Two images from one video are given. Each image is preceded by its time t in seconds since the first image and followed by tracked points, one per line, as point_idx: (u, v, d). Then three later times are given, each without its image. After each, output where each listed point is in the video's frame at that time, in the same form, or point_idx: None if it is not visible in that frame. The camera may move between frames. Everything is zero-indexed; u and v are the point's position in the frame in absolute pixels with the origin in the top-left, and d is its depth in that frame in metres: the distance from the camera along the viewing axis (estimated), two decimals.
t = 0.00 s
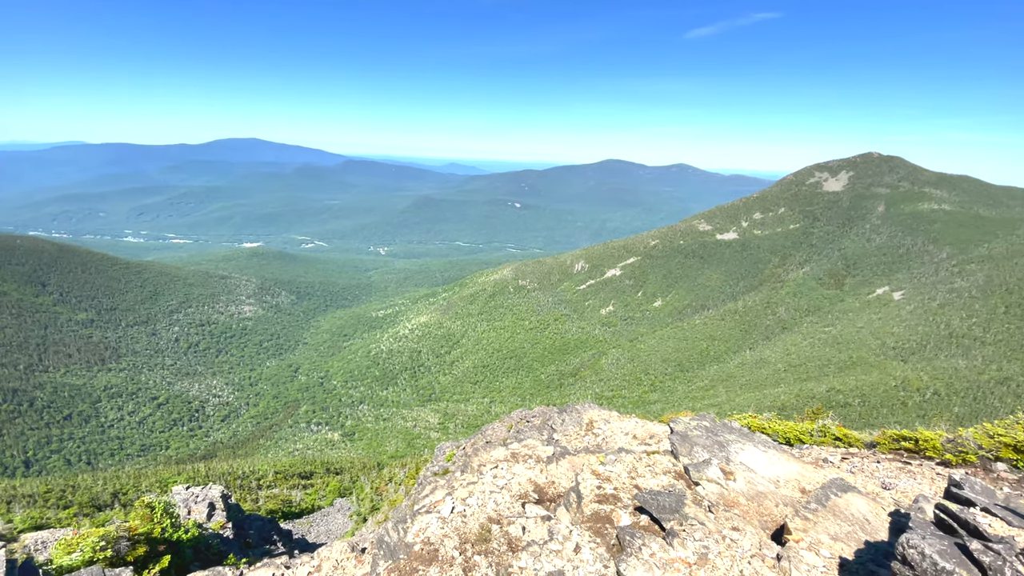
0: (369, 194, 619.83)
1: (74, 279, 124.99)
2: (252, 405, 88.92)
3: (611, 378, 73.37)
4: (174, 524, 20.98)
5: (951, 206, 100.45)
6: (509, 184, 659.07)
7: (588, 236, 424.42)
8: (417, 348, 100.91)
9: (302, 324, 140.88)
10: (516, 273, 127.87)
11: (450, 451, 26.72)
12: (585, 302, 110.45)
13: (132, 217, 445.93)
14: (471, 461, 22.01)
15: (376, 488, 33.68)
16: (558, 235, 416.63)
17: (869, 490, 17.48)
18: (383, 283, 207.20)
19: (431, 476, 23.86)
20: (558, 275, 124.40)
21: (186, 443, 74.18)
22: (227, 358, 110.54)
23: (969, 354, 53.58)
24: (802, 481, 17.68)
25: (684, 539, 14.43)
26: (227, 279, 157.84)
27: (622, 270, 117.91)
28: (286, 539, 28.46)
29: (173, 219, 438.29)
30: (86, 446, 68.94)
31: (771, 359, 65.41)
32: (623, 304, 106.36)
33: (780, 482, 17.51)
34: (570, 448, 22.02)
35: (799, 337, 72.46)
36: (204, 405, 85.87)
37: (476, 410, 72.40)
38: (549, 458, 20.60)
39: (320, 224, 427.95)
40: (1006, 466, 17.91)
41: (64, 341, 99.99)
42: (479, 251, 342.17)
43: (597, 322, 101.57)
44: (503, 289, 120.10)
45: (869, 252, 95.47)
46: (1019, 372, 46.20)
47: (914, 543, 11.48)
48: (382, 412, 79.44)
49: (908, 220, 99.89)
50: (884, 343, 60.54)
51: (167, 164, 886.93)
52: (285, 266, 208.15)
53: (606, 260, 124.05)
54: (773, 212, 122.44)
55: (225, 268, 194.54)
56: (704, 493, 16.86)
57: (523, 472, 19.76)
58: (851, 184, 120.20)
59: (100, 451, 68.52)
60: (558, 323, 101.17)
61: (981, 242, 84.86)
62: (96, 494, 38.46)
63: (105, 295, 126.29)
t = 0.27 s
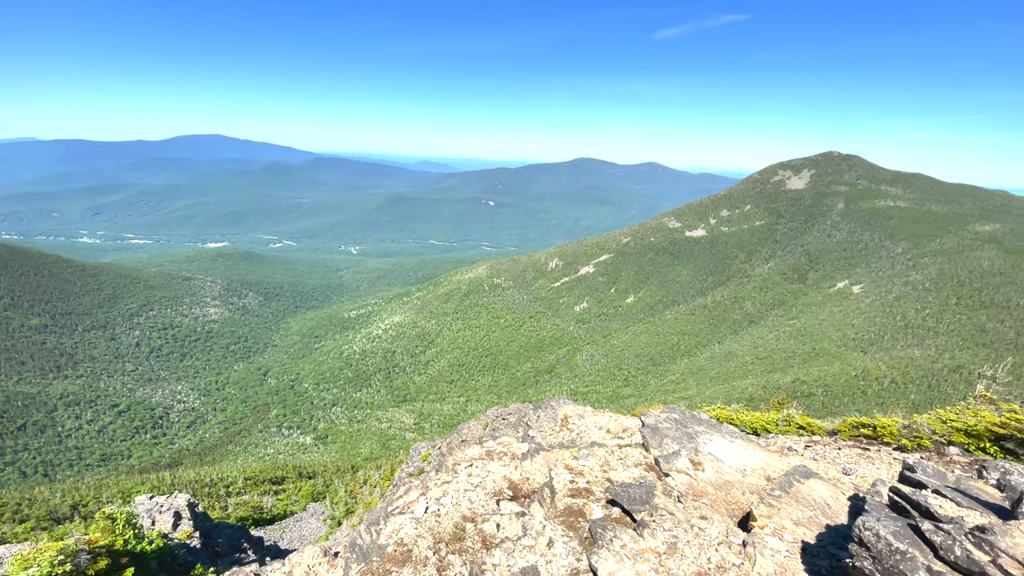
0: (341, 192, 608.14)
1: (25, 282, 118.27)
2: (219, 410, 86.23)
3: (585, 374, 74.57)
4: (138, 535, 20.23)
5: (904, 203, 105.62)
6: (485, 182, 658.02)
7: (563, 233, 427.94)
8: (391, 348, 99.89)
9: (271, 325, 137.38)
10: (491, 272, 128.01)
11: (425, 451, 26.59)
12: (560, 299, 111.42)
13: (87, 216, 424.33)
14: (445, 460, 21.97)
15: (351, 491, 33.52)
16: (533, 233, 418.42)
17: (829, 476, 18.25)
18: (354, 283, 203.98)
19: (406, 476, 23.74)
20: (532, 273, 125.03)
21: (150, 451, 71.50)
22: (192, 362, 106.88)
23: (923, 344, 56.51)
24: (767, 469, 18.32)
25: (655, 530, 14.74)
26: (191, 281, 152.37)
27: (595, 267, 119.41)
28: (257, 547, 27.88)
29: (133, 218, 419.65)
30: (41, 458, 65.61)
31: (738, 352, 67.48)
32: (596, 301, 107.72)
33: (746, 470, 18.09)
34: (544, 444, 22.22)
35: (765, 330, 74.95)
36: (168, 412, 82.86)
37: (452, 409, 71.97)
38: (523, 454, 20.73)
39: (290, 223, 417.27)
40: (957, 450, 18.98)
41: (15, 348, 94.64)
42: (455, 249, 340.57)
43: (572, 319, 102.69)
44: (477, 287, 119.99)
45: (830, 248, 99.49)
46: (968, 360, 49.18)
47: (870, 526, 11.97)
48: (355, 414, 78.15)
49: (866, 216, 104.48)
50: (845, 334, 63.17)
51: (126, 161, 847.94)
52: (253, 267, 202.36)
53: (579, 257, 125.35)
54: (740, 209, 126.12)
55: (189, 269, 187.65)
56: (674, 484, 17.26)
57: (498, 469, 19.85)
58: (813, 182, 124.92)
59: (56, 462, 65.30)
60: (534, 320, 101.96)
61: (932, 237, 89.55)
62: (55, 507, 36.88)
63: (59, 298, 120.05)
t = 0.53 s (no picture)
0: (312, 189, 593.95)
1: None
2: (185, 416, 83.22)
3: (561, 370, 75.56)
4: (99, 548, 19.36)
5: (862, 200, 110.56)
6: (460, 179, 654.61)
7: (539, 231, 430.30)
8: (365, 348, 98.50)
9: (239, 327, 133.31)
10: (466, 270, 127.79)
11: (400, 452, 26.37)
12: (535, 297, 112.09)
13: (37, 215, 400.54)
14: (420, 460, 21.86)
15: (324, 495, 32.99)
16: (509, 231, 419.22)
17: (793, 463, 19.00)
18: (326, 283, 199.90)
19: (381, 477, 23.52)
20: (507, 271, 125.39)
21: (111, 460, 68.42)
22: (155, 367, 102.74)
23: (880, 335, 59.31)
24: (735, 458, 18.90)
25: (627, 521, 15.05)
26: (152, 282, 146.19)
27: (569, 264, 120.62)
28: (226, 554, 27.12)
29: (88, 217, 398.39)
30: None
31: (708, 346, 69.45)
32: (571, 298, 108.87)
33: (715, 461, 18.63)
34: (520, 441, 22.34)
35: (733, 324, 77.27)
36: (130, 419, 79.52)
37: (428, 409, 71.47)
38: (498, 452, 20.82)
39: (258, 222, 404.86)
40: (912, 435, 20.01)
41: None
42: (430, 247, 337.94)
43: (547, 316, 103.43)
44: (453, 285, 119.60)
45: (794, 244, 103.29)
46: (921, 349, 52.06)
47: (830, 510, 12.27)
48: (328, 416, 76.69)
49: (827, 213, 108.85)
50: (808, 327, 65.73)
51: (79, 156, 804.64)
52: (218, 267, 195.79)
53: (554, 255, 126.39)
54: (708, 206, 129.51)
55: (150, 271, 179.92)
56: (645, 476, 17.63)
57: (473, 467, 19.87)
58: (777, 180, 129.47)
59: (7, 475, 61.70)
60: (509, 318, 102.50)
61: (887, 233, 94.08)
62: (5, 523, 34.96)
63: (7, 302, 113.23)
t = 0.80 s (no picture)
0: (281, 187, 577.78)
1: None
2: (148, 422, 79.87)
3: (536, 368, 76.43)
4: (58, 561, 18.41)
5: (823, 198, 115.16)
6: (434, 177, 649.08)
7: (514, 229, 431.44)
8: (337, 349, 96.67)
9: (204, 329, 128.66)
10: (440, 268, 127.19)
11: (375, 453, 26.03)
12: (510, 294, 112.31)
13: None
14: (393, 460, 21.64)
15: (296, 499, 32.28)
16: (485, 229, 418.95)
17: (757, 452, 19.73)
18: (295, 283, 195.06)
19: (355, 479, 23.20)
20: (482, 269, 125.30)
21: (68, 471, 65.05)
22: (114, 372, 98.16)
23: (841, 327, 61.90)
24: (704, 449, 19.42)
25: (599, 514, 15.26)
26: (109, 284, 139.40)
27: (544, 262, 121.45)
28: (193, 564, 26.25)
29: (38, 216, 376.01)
30: None
31: (679, 340, 71.14)
32: (545, 295, 109.65)
33: (684, 452, 19.12)
34: (495, 439, 22.36)
35: (703, 319, 79.35)
36: (89, 426, 75.92)
37: (402, 409, 70.74)
38: (473, 450, 20.82)
39: (225, 220, 391.20)
40: (871, 422, 20.91)
41: None
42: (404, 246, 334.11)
43: (522, 313, 103.81)
44: (427, 284, 118.91)
45: (759, 240, 106.71)
46: (880, 340, 54.64)
47: (791, 496, 12.26)
48: (300, 419, 74.93)
49: (790, 210, 112.86)
50: (774, 320, 68.02)
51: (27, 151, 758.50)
52: (181, 268, 188.37)
53: (528, 253, 127.07)
54: (678, 204, 132.53)
55: (106, 272, 171.45)
56: (617, 469, 17.91)
57: (448, 466, 19.81)
58: (743, 179, 133.40)
59: None
60: (484, 316, 102.83)
61: (846, 229, 98.29)
62: None
63: None
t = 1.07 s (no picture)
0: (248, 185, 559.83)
1: None
2: (108, 431, 76.37)
3: (512, 365, 76.82)
4: None
5: (786, 196, 119.45)
6: (408, 175, 641.43)
7: (490, 227, 431.27)
8: (308, 351, 94.59)
9: (166, 333, 123.67)
10: (413, 267, 126.38)
11: (348, 455, 25.61)
12: (485, 292, 112.15)
13: None
14: (366, 463, 21.33)
15: (266, 506, 31.48)
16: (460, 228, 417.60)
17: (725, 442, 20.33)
18: (263, 283, 189.66)
19: (328, 482, 22.82)
20: (456, 268, 124.74)
21: (20, 484, 61.59)
22: (69, 379, 93.33)
23: (805, 320, 64.36)
24: (674, 441, 19.87)
25: (572, 509, 15.44)
26: (62, 287, 132.28)
27: (518, 260, 121.92)
28: None
29: None
30: None
31: (650, 335, 72.73)
32: (520, 292, 109.91)
33: (655, 445, 19.53)
34: (470, 437, 22.33)
35: (673, 314, 81.21)
36: (43, 437, 72.05)
37: (376, 411, 69.86)
38: (447, 449, 20.74)
39: (188, 219, 376.39)
40: (832, 412, 21.66)
41: None
42: (378, 245, 329.28)
43: (497, 311, 103.82)
44: (400, 283, 118.20)
45: (727, 236, 109.67)
46: (840, 332, 57.10)
47: (755, 484, 12.41)
48: (269, 423, 72.97)
49: (756, 208, 116.52)
50: (741, 315, 70.14)
51: None
52: (140, 269, 180.36)
53: (502, 251, 127.31)
54: (649, 203, 135.32)
55: (58, 274, 162.46)
56: (590, 464, 18.14)
57: (422, 467, 19.68)
58: (711, 177, 136.82)
59: None
60: (459, 316, 102.83)
61: (807, 226, 102.25)
62: None
63: None
